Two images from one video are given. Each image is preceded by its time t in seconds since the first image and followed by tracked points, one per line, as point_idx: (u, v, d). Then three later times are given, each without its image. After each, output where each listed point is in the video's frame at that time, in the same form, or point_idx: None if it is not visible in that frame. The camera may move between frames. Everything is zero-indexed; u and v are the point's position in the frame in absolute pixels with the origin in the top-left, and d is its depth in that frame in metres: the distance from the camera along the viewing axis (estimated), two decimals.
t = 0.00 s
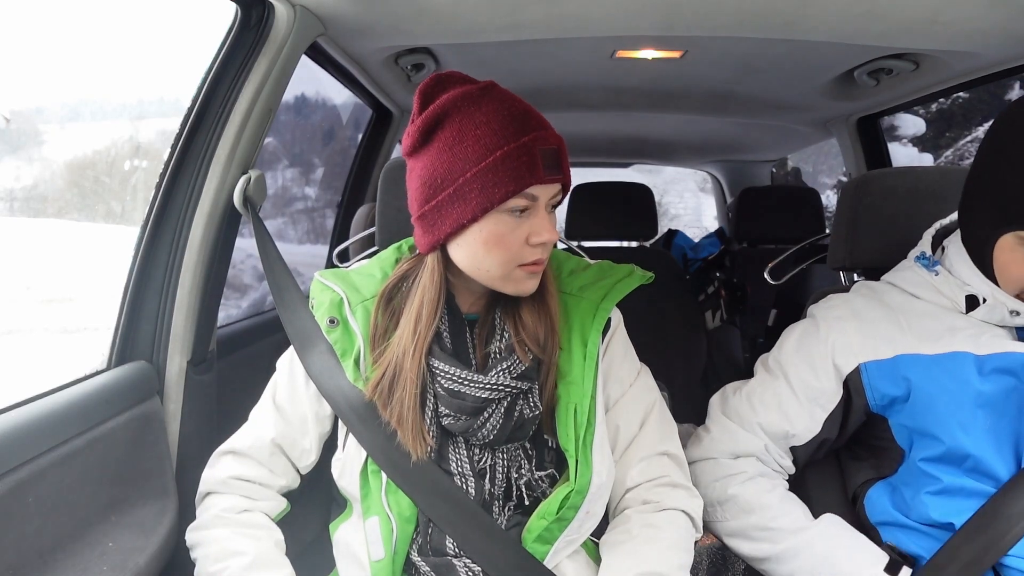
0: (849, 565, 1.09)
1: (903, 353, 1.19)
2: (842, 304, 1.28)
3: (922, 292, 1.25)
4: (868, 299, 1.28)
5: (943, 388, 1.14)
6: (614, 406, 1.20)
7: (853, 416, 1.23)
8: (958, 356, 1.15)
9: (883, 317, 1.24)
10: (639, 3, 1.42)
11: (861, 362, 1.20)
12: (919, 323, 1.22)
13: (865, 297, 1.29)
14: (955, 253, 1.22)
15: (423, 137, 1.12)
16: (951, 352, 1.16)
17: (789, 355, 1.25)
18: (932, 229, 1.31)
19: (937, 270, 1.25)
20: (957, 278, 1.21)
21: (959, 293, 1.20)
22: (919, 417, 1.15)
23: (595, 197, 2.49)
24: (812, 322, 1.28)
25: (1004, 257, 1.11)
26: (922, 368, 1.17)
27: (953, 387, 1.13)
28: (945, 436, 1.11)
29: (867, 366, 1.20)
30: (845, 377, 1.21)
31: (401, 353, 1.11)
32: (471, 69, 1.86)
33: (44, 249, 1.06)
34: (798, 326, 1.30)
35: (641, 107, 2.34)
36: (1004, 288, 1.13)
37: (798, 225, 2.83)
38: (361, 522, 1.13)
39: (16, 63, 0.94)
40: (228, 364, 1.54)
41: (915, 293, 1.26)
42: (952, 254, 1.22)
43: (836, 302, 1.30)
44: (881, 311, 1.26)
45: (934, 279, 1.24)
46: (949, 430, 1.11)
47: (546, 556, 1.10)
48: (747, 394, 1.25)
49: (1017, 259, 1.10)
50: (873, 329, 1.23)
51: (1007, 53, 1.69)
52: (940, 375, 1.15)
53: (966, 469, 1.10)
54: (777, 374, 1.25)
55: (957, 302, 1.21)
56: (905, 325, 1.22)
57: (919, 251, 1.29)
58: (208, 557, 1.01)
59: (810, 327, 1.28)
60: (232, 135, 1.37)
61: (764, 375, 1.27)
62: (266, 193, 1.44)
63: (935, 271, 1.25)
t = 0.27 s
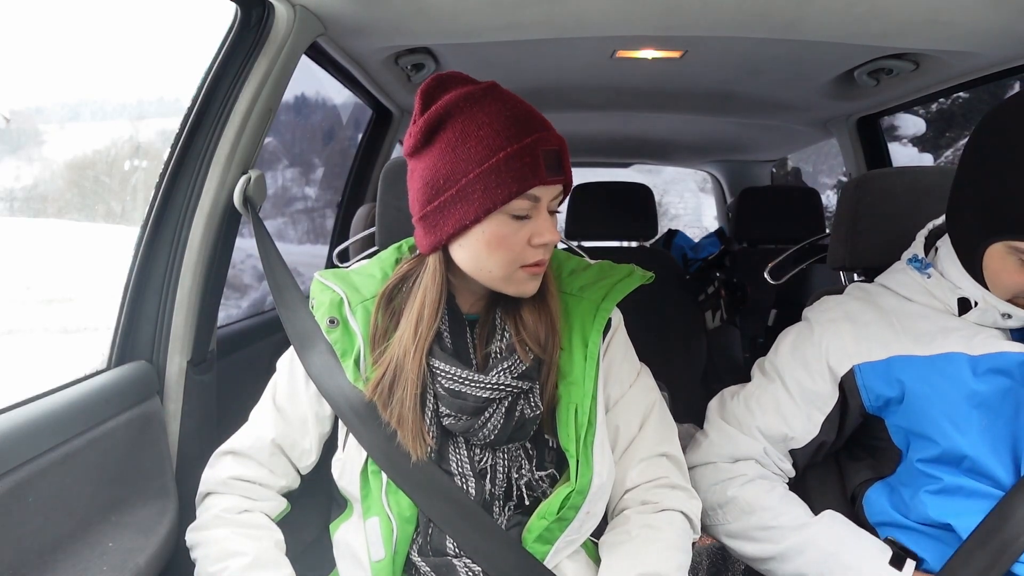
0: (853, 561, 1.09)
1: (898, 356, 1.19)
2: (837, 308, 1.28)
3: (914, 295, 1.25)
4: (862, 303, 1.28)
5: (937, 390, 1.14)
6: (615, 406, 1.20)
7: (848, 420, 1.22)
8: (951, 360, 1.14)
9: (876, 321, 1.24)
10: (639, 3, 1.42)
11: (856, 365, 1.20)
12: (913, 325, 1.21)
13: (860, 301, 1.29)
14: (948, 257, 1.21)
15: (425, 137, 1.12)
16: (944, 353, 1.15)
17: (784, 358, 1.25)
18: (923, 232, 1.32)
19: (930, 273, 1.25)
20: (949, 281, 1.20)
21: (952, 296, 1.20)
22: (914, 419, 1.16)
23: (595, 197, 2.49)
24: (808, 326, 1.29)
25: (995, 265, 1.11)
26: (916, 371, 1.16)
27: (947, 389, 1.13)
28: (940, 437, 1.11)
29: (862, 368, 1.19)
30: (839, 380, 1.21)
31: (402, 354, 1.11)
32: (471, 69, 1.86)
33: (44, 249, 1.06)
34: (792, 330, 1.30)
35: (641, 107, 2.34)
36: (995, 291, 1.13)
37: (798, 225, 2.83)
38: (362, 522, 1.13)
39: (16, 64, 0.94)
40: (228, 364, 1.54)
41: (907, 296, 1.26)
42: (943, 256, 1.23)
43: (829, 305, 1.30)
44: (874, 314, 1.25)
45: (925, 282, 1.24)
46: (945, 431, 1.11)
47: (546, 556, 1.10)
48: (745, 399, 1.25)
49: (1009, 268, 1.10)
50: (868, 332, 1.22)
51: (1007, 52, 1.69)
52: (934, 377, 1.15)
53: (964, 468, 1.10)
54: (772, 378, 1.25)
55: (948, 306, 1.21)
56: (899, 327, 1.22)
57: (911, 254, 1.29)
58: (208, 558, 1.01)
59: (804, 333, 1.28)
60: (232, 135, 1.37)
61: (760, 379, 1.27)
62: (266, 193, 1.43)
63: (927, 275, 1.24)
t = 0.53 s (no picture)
0: (850, 559, 1.09)
1: (902, 356, 1.18)
2: (841, 307, 1.28)
3: (922, 296, 1.25)
4: (868, 303, 1.28)
5: (941, 389, 1.14)
6: (615, 406, 1.20)
7: (850, 420, 1.22)
8: (959, 361, 1.14)
9: (882, 322, 1.23)
10: (639, 2, 1.42)
11: (860, 365, 1.20)
12: (918, 325, 1.21)
13: (865, 301, 1.29)
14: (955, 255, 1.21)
15: (426, 138, 1.12)
16: (950, 355, 1.15)
17: (785, 355, 1.25)
18: (929, 229, 1.31)
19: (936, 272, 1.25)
20: (957, 280, 1.20)
21: (960, 295, 1.20)
22: (916, 420, 1.16)
23: (595, 197, 2.49)
24: (811, 324, 1.28)
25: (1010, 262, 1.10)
26: (920, 372, 1.16)
27: (952, 389, 1.13)
28: (942, 438, 1.12)
29: (865, 368, 1.19)
30: (841, 379, 1.20)
31: (402, 354, 1.11)
32: (471, 69, 1.86)
33: (44, 249, 1.06)
34: (795, 327, 1.30)
35: (642, 107, 2.34)
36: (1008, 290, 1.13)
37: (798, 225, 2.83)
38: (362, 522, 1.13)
39: (16, 64, 0.94)
40: (228, 364, 1.54)
41: (915, 297, 1.26)
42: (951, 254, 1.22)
43: (834, 304, 1.30)
44: (880, 314, 1.25)
45: (933, 282, 1.24)
46: (948, 432, 1.11)
47: (546, 556, 1.10)
48: (744, 395, 1.25)
49: None
50: (872, 332, 1.22)
51: (1006, 52, 1.69)
52: (938, 378, 1.15)
53: (966, 468, 1.11)
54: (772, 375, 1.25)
55: (958, 305, 1.20)
56: (906, 327, 1.22)
57: (918, 253, 1.29)
58: (208, 558, 1.01)
59: (806, 329, 1.28)
60: (232, 135, 1.37)
61: (761, 375, 1.27)
62: (266, 193, 1.43)
63: (934, 274, 1.24)
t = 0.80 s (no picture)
0: (852, 555, 1.09)
1: (905, 360, 1.18)
2: (843, 309, 1.28)
3: (926, 298, 1.24)
4: (871, 306, 1.28)
5: (943, 392, 1.14)
6: (616, 406, 1.19)
7: (851, 421, 1.22)
8: (962, 364, 1.14)
9: (885, 325, 1.23)
10: (639, 3, 1.42)
11: (862, 368, 1.19)
12: (920, 327, 1.21)
13: (866, 304, 1.29)
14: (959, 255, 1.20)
15: (419, 134, 1.14)
16: (954, 359, 1.15)
17: (787, 358, 1.25)
18: (929, 230, 1.32)
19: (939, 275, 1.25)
20: (962, 281, 1.20)
21: (964, 296, 1.19)
22: (918, 422, 1.16)
23: (595, 197, 2.49)
24: (813, 326, 1.29)
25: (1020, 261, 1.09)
26: (923, 375, 1.15)
27: (955, 392, 1.13)
28: (945, 440, 1.12)
29: (867, 371, 1.19)
30: (843, 382, 1.20)
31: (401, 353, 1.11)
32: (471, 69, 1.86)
33: (44, 249, 1.06)
34: (797, 329, 1.30)
35: (642, 107, 2.34)
36: (1015, 291, 1.12)
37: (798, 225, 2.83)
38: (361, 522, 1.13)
39: (16, 64, 0.94)
40: (228, 364, 1.54)
41: (918, 299, 1.25)
42: (956, 254, 1.21)
43: (836, 307, 1.30)
44: (883, 317, 1.25)
45: (937, 284, 1.23)
46: (950, 434, 1.11)
47: (546, 557, 1.09)
48: (746, 397, 1.26)
49: None
50: (875, 335, 1.22)
51: (1007, 53, 1.69)
52: (942, 381, 1.14)
53: (967, 471, 1.11)
54: (773, 378, 1.25)
55: (961, 307, 1.20)
56: (909, 331, 1.21)
57: (921, 255, 1.28)
58: (208, 559, 1.01)
59: (808, 332, 1.28)
60: (232, 135, 1.37)
61: (763, 379, 1.27)
62: (266, 193, 1.43)
63: (938, 276, 1.24)
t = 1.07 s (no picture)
0: (855, 546, 1.09)
1: (909, 359, 1.18)
2: (848, 307, 1.28)
3: (932, 296, 1.24)
4: (876, 304, 1.28)
5: (948, 391, 1.14)
6: (622, 408, 1.19)
7: (853, 419, 1.21)
8: (968, 364, 1.14)
9: (890, 324, 1.23)
10: (639, 3, 1.42)
11: (866, 366, 1.19)
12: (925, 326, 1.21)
13: (871, 301, 1.29)
14: (967, 253, 1.21)
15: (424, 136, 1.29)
16: (960, 359, 1.15)
17: (791, 353, 1.25)
18: (934, 229, 1.32)
19: (946, 273, 1.25)
20: (970, 279, 1.20)
21: (971, 294, 1.20)
22: (921, 421, 1.15)
23: (595, 197, 2.49)
24: (818, 322, 1.28)
25: None
26: (929, 373, 1.16)
27: (959, 391, 1.13)
28: (946, 438, 1.12)
29: (873, 370, 1.18)
30: (847, 380, 1.20)
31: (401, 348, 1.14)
32: (471, 69, 1.86)
33: (44, 249, 1.06)
34: (802, 324, 1.30)
35: (641, 107, 2.34)
36: None
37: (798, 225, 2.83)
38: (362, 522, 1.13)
39: (16, 64, 0.94)
40: (228, 364, 1.54)
41: (924, 297, 1.25)
42: (962, 253, 1.22)
43: (840, 304, 1.30)
44: (887, 315, 1.25)
45: (943, 282, 1.23)
46: (954, 433, 1.12)
47: (546, 558, 1.09)
48: (748, 392, 1.26)
49: None
50: (880, 334, 1.22)
51: (1007, 53, 1.69)
52: (947, 380, 1.14)
53: (968, 471, 1.11)
54: (777, 373, 1.25)
55: (968, 306, 1.20)
56: (913, 329, 1.22)
57: (928, 254, 1.28)
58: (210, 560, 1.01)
59: (814, 327, 1.28)
60: (232, 135, 1.37)
61: (765, 373, 1.27)
62: (266, 193, 1.43)
63: (945, 274, 1.24)
